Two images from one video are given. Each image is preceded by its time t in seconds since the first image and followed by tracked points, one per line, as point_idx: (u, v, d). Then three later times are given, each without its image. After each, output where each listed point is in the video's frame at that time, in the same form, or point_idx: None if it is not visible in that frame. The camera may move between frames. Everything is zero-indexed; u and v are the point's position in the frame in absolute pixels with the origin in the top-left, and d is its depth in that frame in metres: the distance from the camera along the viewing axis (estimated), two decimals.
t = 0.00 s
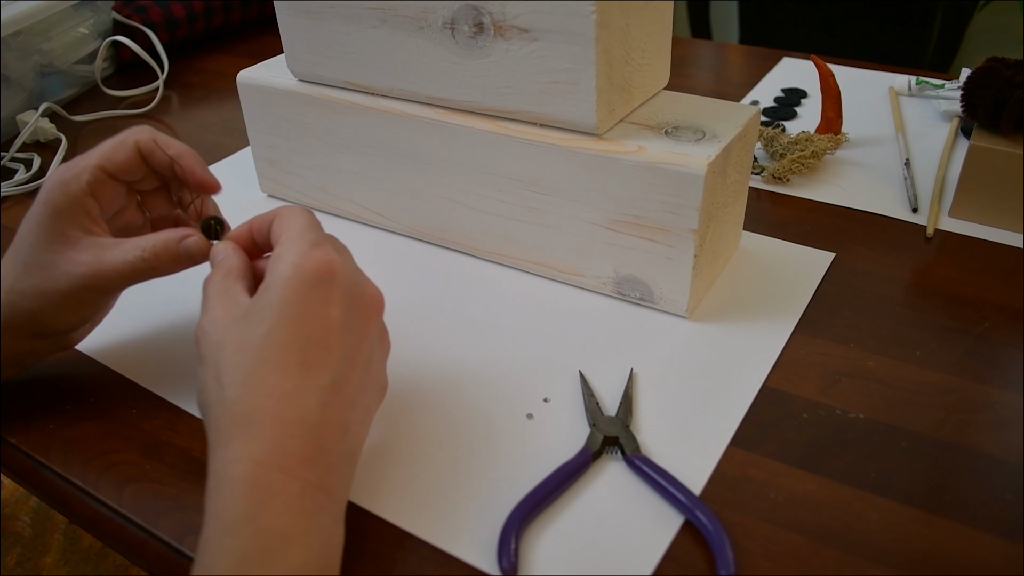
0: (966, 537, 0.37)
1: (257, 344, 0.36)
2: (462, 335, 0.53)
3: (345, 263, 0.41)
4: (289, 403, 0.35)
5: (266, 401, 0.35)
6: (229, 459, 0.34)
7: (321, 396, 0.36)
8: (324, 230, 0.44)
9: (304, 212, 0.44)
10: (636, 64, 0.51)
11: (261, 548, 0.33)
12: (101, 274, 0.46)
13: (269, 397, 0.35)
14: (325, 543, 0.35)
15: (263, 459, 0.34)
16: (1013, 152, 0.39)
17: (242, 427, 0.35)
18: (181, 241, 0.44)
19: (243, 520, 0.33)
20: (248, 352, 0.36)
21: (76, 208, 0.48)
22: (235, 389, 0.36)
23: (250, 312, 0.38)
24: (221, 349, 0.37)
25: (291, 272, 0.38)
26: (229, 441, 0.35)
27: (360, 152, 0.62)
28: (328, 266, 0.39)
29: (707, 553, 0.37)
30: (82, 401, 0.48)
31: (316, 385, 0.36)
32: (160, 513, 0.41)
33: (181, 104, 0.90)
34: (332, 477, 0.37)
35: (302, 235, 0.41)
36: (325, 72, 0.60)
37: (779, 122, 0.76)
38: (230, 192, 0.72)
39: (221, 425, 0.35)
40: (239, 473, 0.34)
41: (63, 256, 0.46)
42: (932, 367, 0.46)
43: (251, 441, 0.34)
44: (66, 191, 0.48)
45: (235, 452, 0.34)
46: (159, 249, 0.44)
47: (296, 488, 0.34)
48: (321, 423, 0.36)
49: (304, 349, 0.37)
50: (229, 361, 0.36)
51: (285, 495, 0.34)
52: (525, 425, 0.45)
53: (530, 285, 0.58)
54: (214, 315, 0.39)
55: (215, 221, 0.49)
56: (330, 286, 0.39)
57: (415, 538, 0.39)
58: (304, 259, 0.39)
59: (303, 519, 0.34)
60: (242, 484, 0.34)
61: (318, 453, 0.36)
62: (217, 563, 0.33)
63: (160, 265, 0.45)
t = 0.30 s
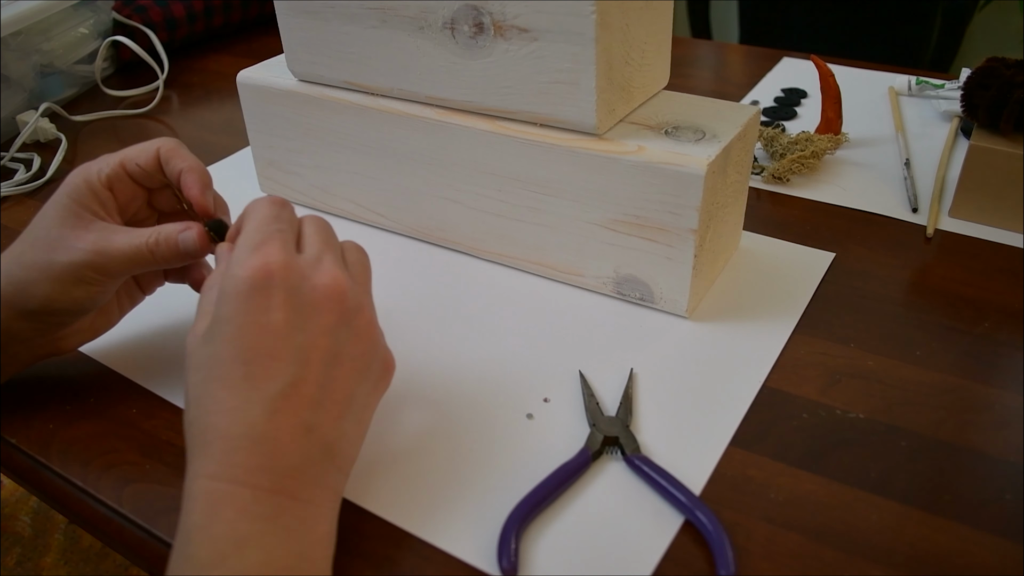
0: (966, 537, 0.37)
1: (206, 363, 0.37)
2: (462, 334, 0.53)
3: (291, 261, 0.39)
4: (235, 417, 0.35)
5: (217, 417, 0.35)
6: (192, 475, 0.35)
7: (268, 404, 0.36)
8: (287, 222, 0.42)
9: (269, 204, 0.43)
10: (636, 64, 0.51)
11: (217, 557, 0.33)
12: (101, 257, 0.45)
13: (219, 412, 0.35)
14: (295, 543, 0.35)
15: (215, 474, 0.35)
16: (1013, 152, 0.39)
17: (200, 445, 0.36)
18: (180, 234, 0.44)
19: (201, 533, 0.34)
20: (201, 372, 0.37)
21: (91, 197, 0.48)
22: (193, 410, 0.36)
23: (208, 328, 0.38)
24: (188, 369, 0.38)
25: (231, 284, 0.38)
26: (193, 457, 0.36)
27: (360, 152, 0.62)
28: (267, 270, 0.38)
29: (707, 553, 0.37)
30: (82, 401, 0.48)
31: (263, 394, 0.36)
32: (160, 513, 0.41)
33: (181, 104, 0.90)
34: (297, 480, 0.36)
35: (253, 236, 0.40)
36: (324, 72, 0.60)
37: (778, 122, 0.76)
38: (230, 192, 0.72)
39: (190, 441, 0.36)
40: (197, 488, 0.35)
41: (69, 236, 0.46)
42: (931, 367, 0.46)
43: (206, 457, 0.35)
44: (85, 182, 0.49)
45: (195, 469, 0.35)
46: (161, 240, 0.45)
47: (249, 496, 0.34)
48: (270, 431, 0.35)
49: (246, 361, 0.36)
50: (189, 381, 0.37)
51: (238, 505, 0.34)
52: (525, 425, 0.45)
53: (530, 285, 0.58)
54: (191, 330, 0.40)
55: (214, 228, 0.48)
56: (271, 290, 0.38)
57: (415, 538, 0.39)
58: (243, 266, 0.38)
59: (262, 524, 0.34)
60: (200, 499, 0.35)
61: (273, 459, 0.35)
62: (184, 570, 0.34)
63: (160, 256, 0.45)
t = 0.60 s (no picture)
0: (966, 537, 0.37)
1: (186, 369, 0.37)
2: (461, 335, 0.53)
3: (270, 265, 0.38)
4: (212, 425, 0.36)
5: (196, 424, 0.36)
6: (174, 480, 0.36)
7: (244, 413, 0.36)
8: (271, 222, 0.41)
9: (252, 201, 0.42)
10: (635, 64, 0.51)
11: (191, 560, 0.34)
12: (87, 253, 0.45)
13: (199, 421, 0.36)
14: (271, 546, 0.35)
15: (193, 480, 0.35)
16: (1013, 152, 0.39)
17: (182, 450, 0.36)
18: (169, 234, 0.43)
19: (178, 536, 0.35)
20: (183, 379, 0.37)
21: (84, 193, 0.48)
22: (175, 415, 0.37)
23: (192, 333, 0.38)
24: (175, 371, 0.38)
25: (210, 290, 0.37)
26: (176, 461, 0.36)
27: (360, 152, 0.62)
28: (244, 276, 0.37)
29: (707, 553, 0.37)
30: (82, 401, 0.48)
31: (240, 403, 0.36)
32: (160, 513, 0.41)
33: (181, 104, 0.90)
34: (275, 485, 0.36)
35: (233, 238, 0.39)
36: (324, 72, 0.60)
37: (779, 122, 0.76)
38: (230, 192, 0.72)
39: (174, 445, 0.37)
40: (179, 493, 0.35)
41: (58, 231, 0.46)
42: (931, 367, 0.46)
43: (186, 463, 0.36)
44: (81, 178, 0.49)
45: (176, 474, 0.36)
46: (148, 239, 0.44)
47: (224, 501, 0.35)
48: (245, 440, 0.35)
49: (223, 369, 0.36)
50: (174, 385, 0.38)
51: (213, 511, 0.35)
52: (525, 425, 0.45)
53: (530, 285, 0.58)
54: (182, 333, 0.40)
55: (205, 222, 0.47)
56: (248, 297, 0.37)
57: (415, 538, 0.39)
58: (221, 272, 0.37)
59: (236, 529, 0.35)
60: (179, 503, 0.35)
61: (249, 466, 0.35)
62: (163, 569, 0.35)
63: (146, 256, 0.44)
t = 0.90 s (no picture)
0: (966, 537, 0.37)
1: (171, 376, 0.38)
2: (461, 334, 0.53)
3: (238, 264, 0.37)
4: (192, 430, 0.36)
5: (179, 429, 0.36)
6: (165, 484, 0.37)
7: (218, 416, 0.36)
8: (245, 218, 0.40)
9: (227, 199, 0.40)
10: (636, 64, 0.51)
11: (177, 562, 0.35)
12: (85, 245, 0.45)
13: (180, 427, 0.36)
14: (255, 546, 0.35)
15: (178, 485, 0.36)
16: (1013, 152, 0.39)
17: (171, 454, 0.37)
18: (171, 228, 0.43)
19: (166, 538, 0.36)
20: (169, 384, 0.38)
21: (89, 189, 0.49)
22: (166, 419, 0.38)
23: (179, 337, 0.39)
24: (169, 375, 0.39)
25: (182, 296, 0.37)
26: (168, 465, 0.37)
27: (360, 151, 0.62)
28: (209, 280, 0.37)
29: (707, 553, 0.37)
30: (83, 401, 0.48)
31: (216, 408, 0.36)
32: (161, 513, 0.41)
33: (181, 104, 0.90)
34: (258, 486, 0.36)
35: (206, 239, 0.39)
36: (324, 72, 0.60)
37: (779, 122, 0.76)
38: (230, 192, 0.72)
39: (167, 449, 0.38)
40: (168, 496, 0.36)
41: (59, 223, 0.46)
42: (931, 367, 0.46)
43: (174, 468, 0.37)
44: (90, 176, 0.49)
45: (168, 478, 0.37)
46: (148, 233, 0.44)
47: (208, 504, 0.35)
48: (222, 445, 0.36)
49: (198, 375, 0.36)
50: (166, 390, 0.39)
51: (196, 513, 0.35)
52: (525, 425, 0.45)
53: (530, 285, 0.58)
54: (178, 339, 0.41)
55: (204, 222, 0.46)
56: (216, 301, 0.37)
57: (414, 538, 0.39)
58: (191, 277, 0.37)
59: (218, 530, 0.35)
60: (168, 507, 0.36)
61: (228, 469, 0.35)
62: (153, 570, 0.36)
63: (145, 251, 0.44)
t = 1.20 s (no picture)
0: (966, 537, 0.37)
1: (189, 359, 0.37)
2: (462, 334, 0.53)
3: (284, 264, 0.40)
4: (213, 411, 0.36)
5: (193, 412, 0.36)
6: (167, 471, 0.36)
7: (248, 400, 0.36)
8: (286, 230, 0.43)
9: (272, 214, 0.43)
10: (636, 64, 0.51)
11: (189, 550, 0.34)
12: (99, 255, 0.45)
13: (197, 408, 0.36)
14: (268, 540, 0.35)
15: (190, 469, 0.35)
16: (1013, 152, 0.39)
17: (178, 440, 0.36)
18: (188, 234, 0.44)
19: (174, 527, 0.34)
20: (185, 367, 0.37)
21: (88, 193, 0.49)
22: (173, 403, 0.37)
23: (196, 322, 0.39)
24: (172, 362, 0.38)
25: (223, 281, 0.38)
26: (168, 453, 0.36)
27: (359, 151, 0.62)
28: (257, 270, 0.38)
29: (707, 553, 0.37)
30: (83, 401, 0.48)
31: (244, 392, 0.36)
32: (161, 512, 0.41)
33: (181, 104, 0.90)
34: (272, 478, 0.36)
35: (250, 239, 0.41)
36: (325, 72, 0.60)
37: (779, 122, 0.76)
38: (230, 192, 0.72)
39: (167, 438, 0.37)
40: (173, 484, 0.35)
41: (66, 233, 0.46)
42: (931, 367, 0.46)
43: (183, 453, 0.35)
44: (83, 177, 0.49)
45: (172, 465, 0.35)
46: (162, 240, 0.44)
47: (221, 491, 0.35)
48: (245, 428, 0.36)
49: (229, 357, 0.37)
50: (172, 376, 0.38)
51: (211, 500, 0.34)
52: (525, 425, 0.45)
53: (530, 285, 0.58)
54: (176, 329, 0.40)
55: (213, 222, 0.48)
56: (260, 290, 0.38)
57: (414, 538, 0.39)
58: (236, 265, 0.39)
59: (233, 520, 0.34)
60: (175, 494, 0.35)
61: (247, 456, 0.35)
62: (158, 564, 0.34)
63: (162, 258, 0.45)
